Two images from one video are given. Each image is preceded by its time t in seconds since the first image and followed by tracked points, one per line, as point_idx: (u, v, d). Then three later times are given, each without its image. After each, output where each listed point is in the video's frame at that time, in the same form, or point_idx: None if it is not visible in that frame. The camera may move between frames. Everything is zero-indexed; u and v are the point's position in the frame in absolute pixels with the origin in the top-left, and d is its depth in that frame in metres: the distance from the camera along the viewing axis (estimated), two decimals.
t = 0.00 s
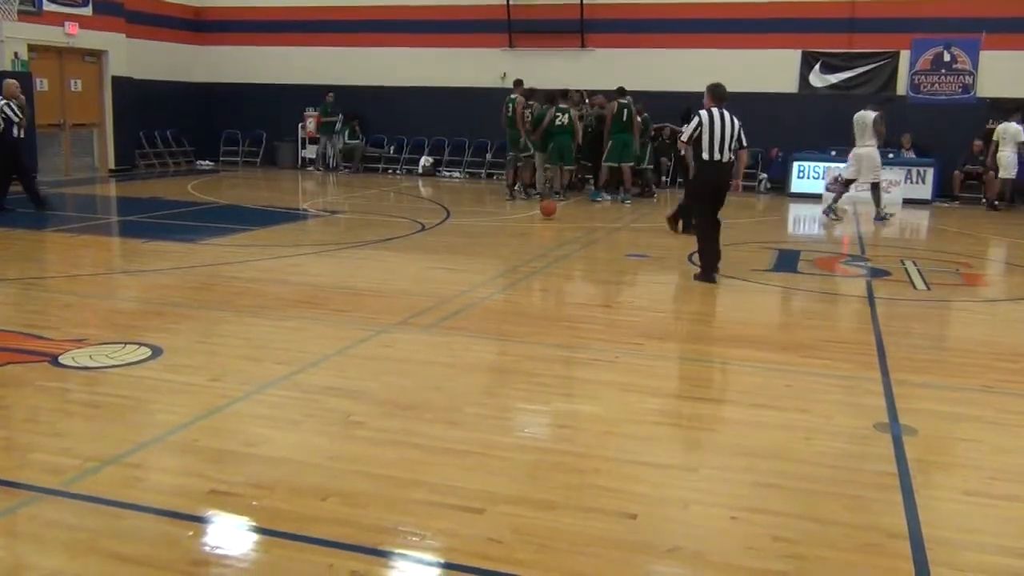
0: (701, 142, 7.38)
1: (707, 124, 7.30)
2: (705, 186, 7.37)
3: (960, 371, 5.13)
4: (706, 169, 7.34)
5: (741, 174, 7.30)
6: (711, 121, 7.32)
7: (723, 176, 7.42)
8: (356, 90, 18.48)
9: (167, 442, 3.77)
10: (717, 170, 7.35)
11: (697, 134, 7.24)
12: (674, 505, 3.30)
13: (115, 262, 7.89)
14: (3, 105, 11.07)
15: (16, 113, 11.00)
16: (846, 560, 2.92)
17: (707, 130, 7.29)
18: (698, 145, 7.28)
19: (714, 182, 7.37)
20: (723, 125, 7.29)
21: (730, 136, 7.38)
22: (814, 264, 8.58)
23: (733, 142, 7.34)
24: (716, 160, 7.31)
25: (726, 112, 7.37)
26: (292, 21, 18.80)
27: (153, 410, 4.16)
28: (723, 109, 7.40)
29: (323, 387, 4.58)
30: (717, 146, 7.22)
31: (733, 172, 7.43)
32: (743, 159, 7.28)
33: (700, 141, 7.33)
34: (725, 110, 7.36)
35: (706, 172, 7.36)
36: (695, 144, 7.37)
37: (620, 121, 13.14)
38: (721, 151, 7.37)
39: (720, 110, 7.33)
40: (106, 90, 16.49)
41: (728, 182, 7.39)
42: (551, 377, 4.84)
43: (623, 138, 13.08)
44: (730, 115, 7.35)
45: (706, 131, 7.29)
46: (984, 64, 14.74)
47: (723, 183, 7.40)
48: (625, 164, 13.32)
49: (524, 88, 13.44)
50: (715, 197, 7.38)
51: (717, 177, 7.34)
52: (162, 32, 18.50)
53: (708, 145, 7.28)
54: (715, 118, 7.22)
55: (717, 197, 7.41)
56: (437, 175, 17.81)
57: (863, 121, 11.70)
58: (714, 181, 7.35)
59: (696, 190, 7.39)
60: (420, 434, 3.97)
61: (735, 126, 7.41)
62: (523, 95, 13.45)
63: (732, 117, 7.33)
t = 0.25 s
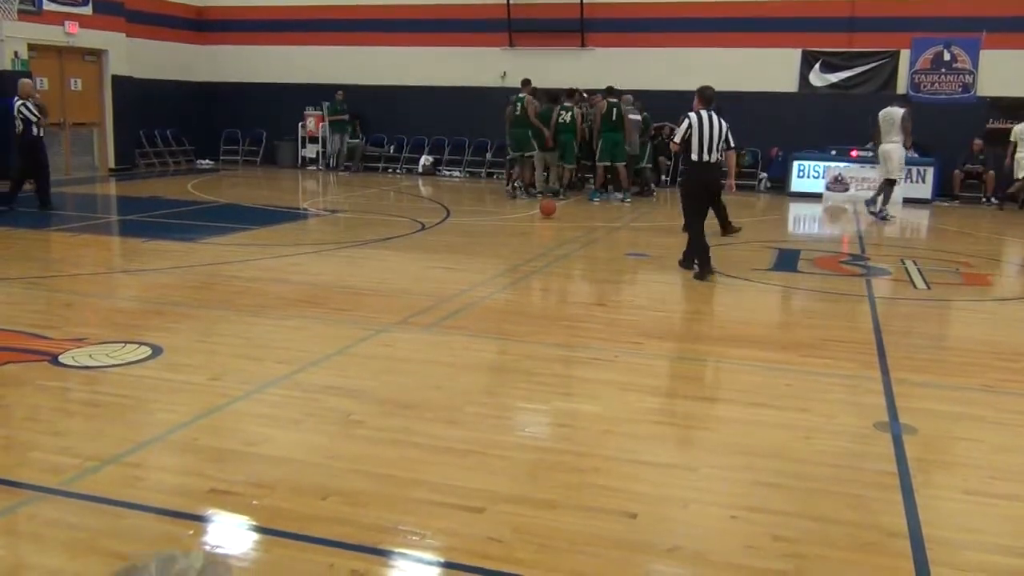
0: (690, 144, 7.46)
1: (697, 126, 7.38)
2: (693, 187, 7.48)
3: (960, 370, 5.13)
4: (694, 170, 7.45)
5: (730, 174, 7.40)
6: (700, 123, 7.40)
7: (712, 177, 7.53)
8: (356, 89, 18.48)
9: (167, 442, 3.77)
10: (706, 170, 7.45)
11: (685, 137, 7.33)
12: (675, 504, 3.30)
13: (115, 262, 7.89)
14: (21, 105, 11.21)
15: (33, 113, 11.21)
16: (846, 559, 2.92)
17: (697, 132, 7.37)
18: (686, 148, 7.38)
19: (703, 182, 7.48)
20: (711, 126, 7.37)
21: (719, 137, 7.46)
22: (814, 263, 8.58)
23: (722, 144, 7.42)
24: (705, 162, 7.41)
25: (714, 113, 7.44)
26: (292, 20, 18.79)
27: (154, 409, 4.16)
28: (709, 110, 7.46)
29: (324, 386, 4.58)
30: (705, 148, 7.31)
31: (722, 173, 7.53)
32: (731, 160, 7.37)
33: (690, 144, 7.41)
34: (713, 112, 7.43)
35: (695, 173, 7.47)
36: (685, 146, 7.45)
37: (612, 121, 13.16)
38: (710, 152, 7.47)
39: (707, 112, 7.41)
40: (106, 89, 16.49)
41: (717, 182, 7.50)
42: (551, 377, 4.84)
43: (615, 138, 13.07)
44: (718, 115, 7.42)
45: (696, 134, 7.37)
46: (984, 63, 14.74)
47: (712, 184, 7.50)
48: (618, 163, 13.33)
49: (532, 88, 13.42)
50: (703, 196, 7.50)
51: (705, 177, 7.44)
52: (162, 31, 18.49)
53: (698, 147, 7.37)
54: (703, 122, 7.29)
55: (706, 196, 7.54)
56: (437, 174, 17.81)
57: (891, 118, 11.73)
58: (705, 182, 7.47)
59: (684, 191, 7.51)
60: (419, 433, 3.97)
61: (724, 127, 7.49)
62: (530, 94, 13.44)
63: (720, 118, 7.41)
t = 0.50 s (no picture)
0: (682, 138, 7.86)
1: (688, 122, 7.77)
2: (684, 179, 7.83)
3: (960, 369, 5.13)
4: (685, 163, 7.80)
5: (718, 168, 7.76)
6: (692, 119, 7.78)
7: (700, 171, 7.89)
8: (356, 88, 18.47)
9: (168, 440, 3.77)
10: (696, 164, 7.80)
11: (679, 131, 7.69)
12: (675, 503, 3.30)
13: (116, 260, 7.90)
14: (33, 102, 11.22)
15: (45, 111, 11.17)
16: (846, 557, 2.92)
17: (687, 127, 7.75)
18: (680, 141, 7.74)
19: (692, 176, 7.84)
20: (702, 122, 7.76)
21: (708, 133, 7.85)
22: (814, 262, 8.58)
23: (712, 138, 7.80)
24: (696, 155, 7.77)
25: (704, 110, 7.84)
26: (292, 19, 18.79)
27: (154, 408, 4.16)
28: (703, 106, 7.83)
29: (324, 385, 4.59)
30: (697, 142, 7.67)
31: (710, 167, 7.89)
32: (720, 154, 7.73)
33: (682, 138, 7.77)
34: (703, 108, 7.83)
35: (686, 166, 7.81)
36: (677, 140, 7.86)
37: (604, 119, 13.42)
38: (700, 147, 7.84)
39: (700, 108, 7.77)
40: (106, 87, 16.49)
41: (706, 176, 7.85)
42: (551, 375, 4.84)
43: (606, 135, 13.36)
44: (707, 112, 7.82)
45: (688, 129, 7.74)
46: (983, 62, 14.74)
47: (701, 177, 7.86)
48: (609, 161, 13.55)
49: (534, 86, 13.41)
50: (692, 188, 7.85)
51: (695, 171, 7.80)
52: (162, 30, 18.48)
53: (690, 141, 7.73)
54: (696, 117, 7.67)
55: (695, 189, 7.88)
56: (437, 173, 17.81)
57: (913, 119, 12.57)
58: (692, 175, 7.83)
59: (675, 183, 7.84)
60: (420, 431, 3.97)
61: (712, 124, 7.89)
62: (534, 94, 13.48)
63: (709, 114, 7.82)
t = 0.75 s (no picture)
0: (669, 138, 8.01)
1: (675, 121, 7.95)
2: (669, 177, 8.00)
3: (960, 368, 5.13)
4: (671, 162, 7.97)
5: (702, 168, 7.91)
6: (678, 119, 7.98)
7: (687, 170, 8.05)
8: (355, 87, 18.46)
9: (168, 439, 3.78)
10: (682, 163, 7.97)
11: (665, 130, 7.87)
12: (675, 502, 3.31)
13: (116, 259, 7.89)
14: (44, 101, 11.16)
15: (57, 110, 11.15)
16: (845, 556, 2.92)
17: (675, 127, 7.93)
18: (666, 141, 7.91)
19: (677, 175, 8.01)
20: (688, 123, 7.95)
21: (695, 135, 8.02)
22: (814, 261, 8.57)
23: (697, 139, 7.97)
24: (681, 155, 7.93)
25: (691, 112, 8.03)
26: (292, 18, 18.78)
27: (153, 407, 4.16)
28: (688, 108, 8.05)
29: (323, 383, 4.59)
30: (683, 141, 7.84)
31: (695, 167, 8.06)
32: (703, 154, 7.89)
33: (669, 138, 7.94)
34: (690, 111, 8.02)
35: (672, 165, 7.98)
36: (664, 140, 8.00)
37: (601, 117, 13.28)
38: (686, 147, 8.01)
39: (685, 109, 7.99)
40: (105, 87, 16.48)
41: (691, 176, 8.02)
42: (550, 374, 4.85)
43: (603, 134, 13.21)
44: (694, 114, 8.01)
45: (675, 129, 7.92)
46: (983, 61, 14.73)
47: (686, 177, 8.03)
48: (605, 160, 13.44)
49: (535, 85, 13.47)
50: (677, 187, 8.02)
51: (681, 170, 7.97)
52: (162, 29, 18.47)
53: (676, 141, 7.91)
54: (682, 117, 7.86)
55: (680, 188, 8.06)
56: (437, 172, 17.80)
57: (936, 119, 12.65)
58: (682, 174, 7.99)
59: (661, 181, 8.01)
60: (419, 430, 3.98)
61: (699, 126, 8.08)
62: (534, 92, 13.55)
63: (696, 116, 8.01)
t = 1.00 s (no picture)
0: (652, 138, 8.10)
1: (658, 121, 8.03)
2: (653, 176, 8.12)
3: (960, 367, 5.13)
4: (655, 161, 8.07)
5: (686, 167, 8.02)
6: (661, 119, 8.06)
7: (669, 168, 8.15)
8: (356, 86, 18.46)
9: (168, 438, 3.77)
10: (665, 162, 8.08)
11: (648, 131, 7.97)
12: (675, 501, 3.30)
13: (115, 258, 7.89)
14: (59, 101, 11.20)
15: (71, 108, 11.18)
16: (845, 555, 2.92)
17: (658, 126, 8.01)
18: (649, 141, 8.01)
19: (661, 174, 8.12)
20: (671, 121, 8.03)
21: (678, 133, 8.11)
22: (814, 260, 8.56)
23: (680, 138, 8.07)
24: (665, 154, 8.04)
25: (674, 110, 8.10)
26: (292, 17, 18.77)
27: (153, 406, 4.16)
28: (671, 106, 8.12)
29: (323, 383, 4.59)
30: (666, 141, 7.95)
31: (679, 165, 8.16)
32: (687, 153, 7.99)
33: (652, 137, 8.03)
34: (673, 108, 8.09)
35: (655, 164, 8.09)
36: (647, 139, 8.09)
37: (599, 118, 13.19)
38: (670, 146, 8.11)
39: (668, 108, 8.07)
40: (105, 85, 16.47)
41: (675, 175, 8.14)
42: (550, 373, 4.84)
43: (601, 135, 13.16)
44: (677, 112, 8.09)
45: (658, 128, 8.01)
46: (983, 60, 14.72)
47: (669, 175, 8.15)
48: (603, 159, 13.46)
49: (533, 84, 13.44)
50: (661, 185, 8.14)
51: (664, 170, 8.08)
52: (162, 28, 18.46)
53: (660, 140, 8.01)
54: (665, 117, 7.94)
55: (662, 186, 8.17)
56: (437, 171, 17.79)
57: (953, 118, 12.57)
58: (664, 173, 8.09)
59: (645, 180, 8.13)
60: (420, 429, 3.97)
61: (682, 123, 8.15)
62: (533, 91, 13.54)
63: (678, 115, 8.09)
